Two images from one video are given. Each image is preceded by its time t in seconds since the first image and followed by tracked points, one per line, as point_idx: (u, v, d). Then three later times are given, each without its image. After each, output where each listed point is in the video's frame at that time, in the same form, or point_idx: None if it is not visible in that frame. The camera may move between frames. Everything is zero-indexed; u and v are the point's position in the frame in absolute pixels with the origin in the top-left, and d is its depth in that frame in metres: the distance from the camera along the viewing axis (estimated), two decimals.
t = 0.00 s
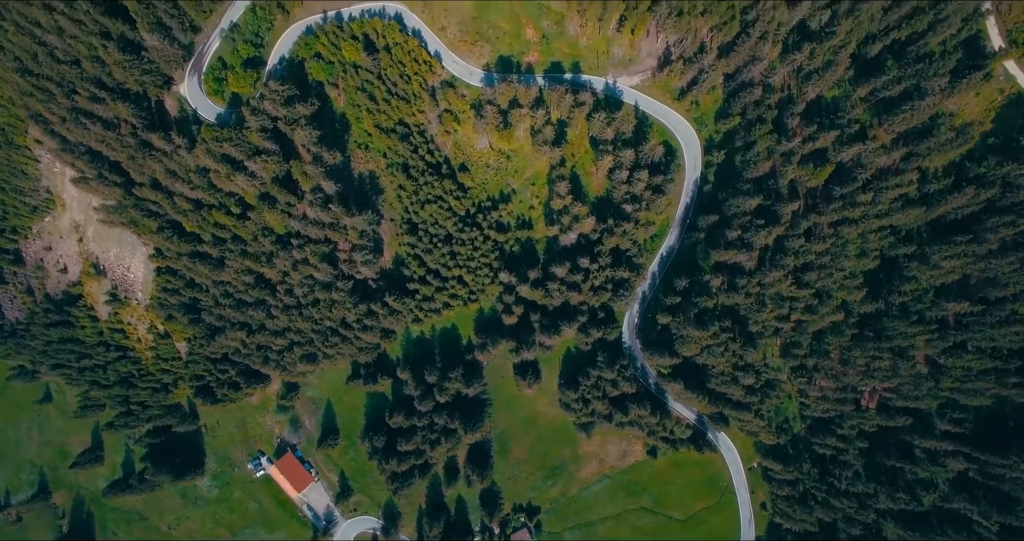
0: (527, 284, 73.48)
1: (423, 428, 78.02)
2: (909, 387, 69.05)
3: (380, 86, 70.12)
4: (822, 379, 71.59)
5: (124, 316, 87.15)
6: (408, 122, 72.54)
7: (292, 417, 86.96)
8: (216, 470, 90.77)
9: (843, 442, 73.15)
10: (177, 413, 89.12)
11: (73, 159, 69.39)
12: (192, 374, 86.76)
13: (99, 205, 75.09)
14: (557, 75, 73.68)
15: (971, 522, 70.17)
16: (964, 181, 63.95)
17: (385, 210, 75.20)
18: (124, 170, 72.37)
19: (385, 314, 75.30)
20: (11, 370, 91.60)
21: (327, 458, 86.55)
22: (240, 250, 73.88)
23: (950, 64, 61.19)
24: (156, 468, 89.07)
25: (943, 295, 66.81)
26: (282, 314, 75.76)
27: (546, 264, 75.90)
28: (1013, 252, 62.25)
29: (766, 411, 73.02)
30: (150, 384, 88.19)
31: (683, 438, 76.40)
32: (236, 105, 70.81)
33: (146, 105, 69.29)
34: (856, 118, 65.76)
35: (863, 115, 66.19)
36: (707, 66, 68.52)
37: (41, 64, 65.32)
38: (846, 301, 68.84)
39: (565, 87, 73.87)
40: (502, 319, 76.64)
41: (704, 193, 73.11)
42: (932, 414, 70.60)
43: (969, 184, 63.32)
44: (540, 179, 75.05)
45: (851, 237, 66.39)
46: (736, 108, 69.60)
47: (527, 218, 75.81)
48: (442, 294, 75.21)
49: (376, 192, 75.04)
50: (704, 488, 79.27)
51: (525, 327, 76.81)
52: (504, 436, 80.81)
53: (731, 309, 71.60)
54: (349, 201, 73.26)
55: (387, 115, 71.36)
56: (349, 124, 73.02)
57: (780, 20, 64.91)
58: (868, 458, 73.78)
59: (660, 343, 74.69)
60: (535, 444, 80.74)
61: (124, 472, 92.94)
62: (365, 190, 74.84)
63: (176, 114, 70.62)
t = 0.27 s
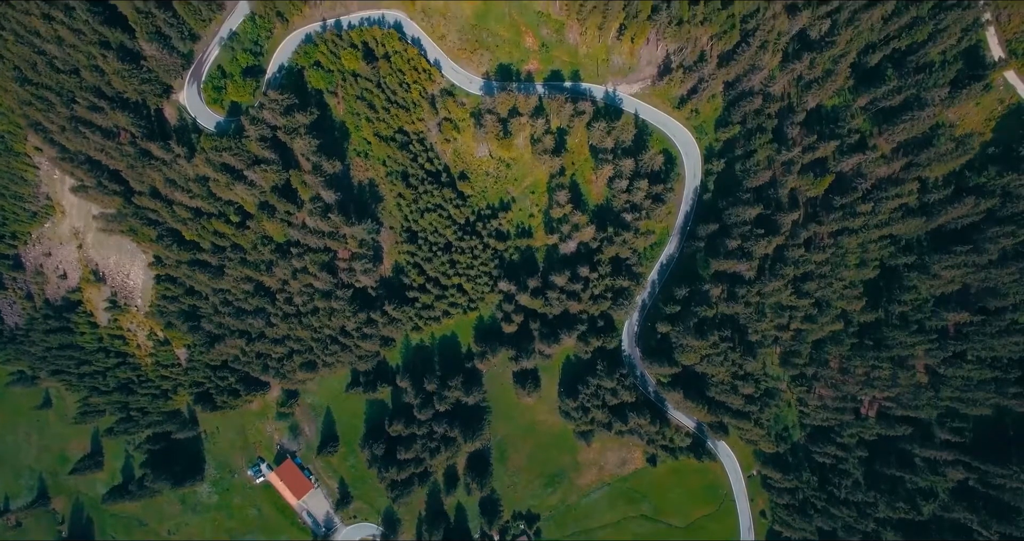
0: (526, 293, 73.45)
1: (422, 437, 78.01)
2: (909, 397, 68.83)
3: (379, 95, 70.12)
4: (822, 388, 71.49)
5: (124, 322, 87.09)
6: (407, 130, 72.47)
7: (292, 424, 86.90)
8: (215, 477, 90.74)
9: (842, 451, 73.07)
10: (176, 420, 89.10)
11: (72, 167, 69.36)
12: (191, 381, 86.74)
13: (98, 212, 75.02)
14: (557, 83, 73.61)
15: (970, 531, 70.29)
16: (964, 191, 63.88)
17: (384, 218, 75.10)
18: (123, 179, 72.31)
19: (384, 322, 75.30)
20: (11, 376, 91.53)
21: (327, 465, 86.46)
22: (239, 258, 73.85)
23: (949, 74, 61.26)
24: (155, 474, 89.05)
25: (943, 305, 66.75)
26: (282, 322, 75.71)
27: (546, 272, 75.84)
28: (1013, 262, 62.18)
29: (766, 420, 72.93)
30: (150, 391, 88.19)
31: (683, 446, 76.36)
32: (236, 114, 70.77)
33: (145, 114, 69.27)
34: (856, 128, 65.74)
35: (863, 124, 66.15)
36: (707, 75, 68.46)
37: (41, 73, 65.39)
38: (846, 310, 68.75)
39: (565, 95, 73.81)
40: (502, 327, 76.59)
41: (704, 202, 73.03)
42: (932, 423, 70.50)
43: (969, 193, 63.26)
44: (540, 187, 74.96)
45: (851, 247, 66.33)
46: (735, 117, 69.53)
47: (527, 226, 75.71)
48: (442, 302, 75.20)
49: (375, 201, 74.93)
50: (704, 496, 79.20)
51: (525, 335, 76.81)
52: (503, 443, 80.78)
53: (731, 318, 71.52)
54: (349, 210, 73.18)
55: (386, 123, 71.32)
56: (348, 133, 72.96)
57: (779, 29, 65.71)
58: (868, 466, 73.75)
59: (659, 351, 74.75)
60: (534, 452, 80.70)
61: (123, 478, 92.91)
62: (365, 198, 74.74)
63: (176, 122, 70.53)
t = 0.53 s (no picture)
0: (526, 301, 73.48)
1: (421, 444, 78.03)
2: (908, 405, 68.87)
3: (378, 102, 70.15)
4: (821, 395, 71.49)
5: (123, 328, 86.99)
6: (406, 137, 72.46)
7: (291, 430, 86.85)
8: (215, 482, 90.74)
9: (842, 458, 73.04)
10: (175, 425, 89.08)
11: (70, 174, 69.22)
12: (190, 387, 86.72)
13: (98, 219, 74.95)
14: (556, 90, 73.56)
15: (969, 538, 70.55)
16: (964, 199, 63.84)
17: (383, 225, 75.02)
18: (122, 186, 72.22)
19: (384, 329, 75.29)
20: (10, 381, 91.41)
21: (326, 471, 86.42)
22: (238, 265, 73.81)
23: (949, 83, 61.30)
24: (155, 480, 89.01)
25: (942, 313, 66.75)
26: (281, 329, 75.71)
27: (545, 279, 75.77)
28: (1013, 271, 62.16)
29: (765, 427, 72.88)
30: (149, 396, 88.17)
31: (682, 453, 76.36)
32: (235, 121, 70.73)
33: (144, 121, 69.24)
34: (856, 136, 65.71)
35: (862, 132, 66.12)
36: (707, 83, 68.42)
37: (40, 81, 65.35)
38: (845, 318, 68.73)
39: (564, 102, 73.72)
40: (501, 335, 76.56)
41: (703, 209, 73.01)
42: (931, 430, 70.42)
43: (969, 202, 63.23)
44: (539, 194, 74.87)
45: (850, 256, 66.35)
46: (735, 124, 69.47)
47: (526, 233, 75.62)
48: (441, 309, 75.21)
49: (374, 208, 74.83)
50: (703, 502, 79.17)
51: (524, 343, 76.82)
52: (502, 449, 80.79)
53: (730, 326, 71.49)
54: (348, 217, 73.11)
55: (385, 131, 71.37)
56: (347, 140, 72.90)
57: (778, 37, 65.91)
58: (867, 473, 73.75)
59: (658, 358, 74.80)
60: (533, 458, 80.69)
61: (122, 483, 92.93)
62: (364, 205, 74.65)
63: (175, 129, 70.45)
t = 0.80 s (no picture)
0: (525, 309, 73.54)
1: (420, 452, 78.08)
2: (907, 414, 68.92)
3: (377, 111, 70.11)
4: (820, 404, 71.51)
5: (122, 335, 86.93)
6: (406, 145, 72.41)
7: (291, 437, 86.84)
8: (214, 489, 90.77)
9: (841, 466, 73.03)
10: (175, 431, 89.11)
11: (69, 183, 69.17)
12: (190, 393, 86.72)
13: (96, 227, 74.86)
14: (556, 98, 73.51)
15: None
16: (963, 209, 63.84)
17: (382, 234, 74.95)
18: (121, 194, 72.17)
19: (383, 338, 75.28)
20: (9, 386, 91.38)
21: (326, 477, 86.40)
22: (238, 273, 73.80)
23: (948, 93, 61.34)
24: (154, 487, 89.14)
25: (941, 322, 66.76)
26: (280, 337, 75.73)
27: (544, 287, 75.70)
28: (1012, 281, 62.16)
29: (764, 436, 72.85)
30: (149, 403, 88.18)
31: (681, 461, 76.43)
32: (234, 130, 70.67)
33: (143, 130, 69.20)
34: (856, 145, 65.70)
35: (862, 141, 66.09)
36: (706, 92, 68.42)
37: (39, 91, 65.31)
38: (844, 327, 68.73)
39: (564, 110, 73.69)
40: (500, 343, 76.56)
41: (703, 218, 72.97)
42: (930, 439, 70.28)
43: (968, 212, 63.23)
44: (539, 202, 74.81)
45: (850, 265, 66.35)
46: (734, 133, 69.42)
47: (526, 241, 75.55)
48: (440, 317, 75.20)
49: (373, 216, 74.79)
50: (702, 510, 79.18)
51: (524, 351, 76.84)
52: (502, 457, 80.81)
53: (729, 335, 71.49)
54: (348, 226, 73.07)
55: (384, 139, 71.34)
56: (346, 148, 72.86)
57: (778, 47, 66.02)
58: (866, 482, 73.78)
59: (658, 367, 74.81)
60: (533, 465, 80.70)
61: (122, 489, 92.95)
62: (363, 213, 74.61)
63: (174, 138, 70.39)
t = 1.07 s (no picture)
0: (524, 318, 73.57)
1: (420, 460, 78.08)
2: (906, 423, 68.91)
3: (377, 119, 70.08)
4: (819, 413, 71.49)
5: (121, 341, 86.81)
6: (405, 154, 72.36)
7: (290, 444, 86.82)
8: (214, 495, 90.77)
9: (841, 475, 72.98)
10: (174, 438, 89.12)
11: (68, 192, 69.09)
12: (189, 400, 86.69)
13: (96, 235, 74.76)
14: (555, 106, 73.43)
15: None
16: (963, 219, 63.81)
17: (382, 242, 74.88)
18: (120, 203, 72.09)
19: (382, 346, 75.23)
20: (8, 392, 91.22)
21: (325, 484, 86.38)
22: (237, 282, 73.75)
23: (948, 103, 61.33)
24: (154, 493, 89.03)
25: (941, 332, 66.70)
26: (280, 346, 75.72)
27: (544, 296, 75.56)
28: (1011, 291, 62.12)
29: (764, 445, 72.77)
30: (148, 409, 88.14)
31: (681, 469, 76.43)
32: (233, 138, 70.59)
33: (142, 139, 69.16)
34: (855, 155, 65.66)
35: (862, 150, 66.06)
36: (706, 101, 68.39)
37: (38, 100, 65.25)
38: (844, 337, 68.72)
39: (563, 118, 73.59)
40: (499, 351, 76.53)
41: (702, 226, 72.91)
42: (930, 448, 70.12)
43: (968, 222, 63.19)
44: (538, 211, 74.73)
45: (849, 275, 66.33)
46: (734, 142, 69.33)
47: (525, 249, 75.47)
48: (440, 326, 75.15)
49: (373, 224, 74.71)
50: (701, 518, 79.08)
51: (523, 359, 76.83)
52: (501, 464, 80.77)
53: (729, 344, 71.48)
54: (347, 235, 72.98)
55: (384, 147, 71.25)
56: (346, 157, 72.78)
57: (778, 56, 66.06)
58: (866, 490, 73.75)
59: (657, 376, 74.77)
60: (532, 473, 80.64)
61: (121, 495, 92.93)
62: (363, 222, 74.53)
63: (173, 147, 70.33)
